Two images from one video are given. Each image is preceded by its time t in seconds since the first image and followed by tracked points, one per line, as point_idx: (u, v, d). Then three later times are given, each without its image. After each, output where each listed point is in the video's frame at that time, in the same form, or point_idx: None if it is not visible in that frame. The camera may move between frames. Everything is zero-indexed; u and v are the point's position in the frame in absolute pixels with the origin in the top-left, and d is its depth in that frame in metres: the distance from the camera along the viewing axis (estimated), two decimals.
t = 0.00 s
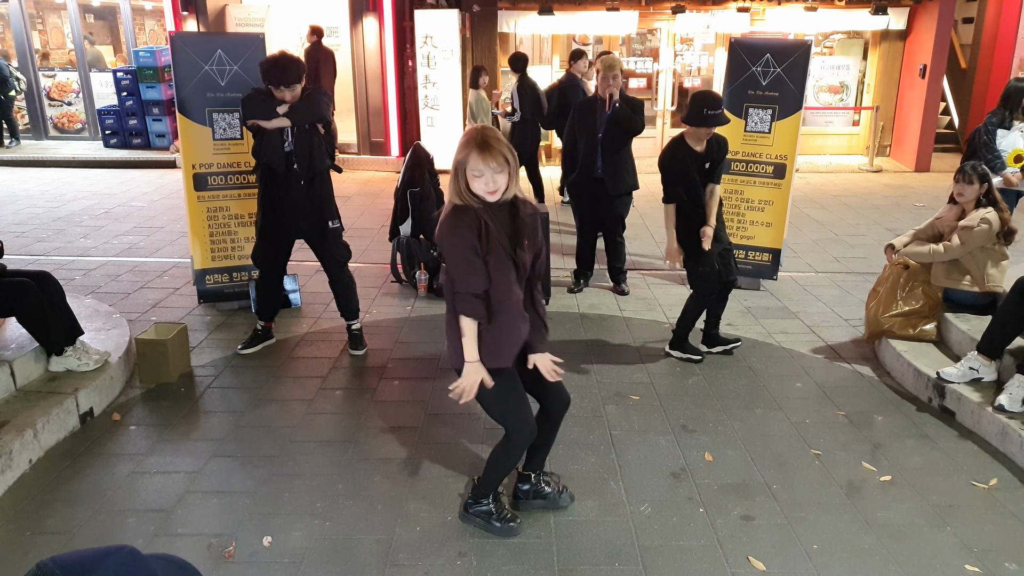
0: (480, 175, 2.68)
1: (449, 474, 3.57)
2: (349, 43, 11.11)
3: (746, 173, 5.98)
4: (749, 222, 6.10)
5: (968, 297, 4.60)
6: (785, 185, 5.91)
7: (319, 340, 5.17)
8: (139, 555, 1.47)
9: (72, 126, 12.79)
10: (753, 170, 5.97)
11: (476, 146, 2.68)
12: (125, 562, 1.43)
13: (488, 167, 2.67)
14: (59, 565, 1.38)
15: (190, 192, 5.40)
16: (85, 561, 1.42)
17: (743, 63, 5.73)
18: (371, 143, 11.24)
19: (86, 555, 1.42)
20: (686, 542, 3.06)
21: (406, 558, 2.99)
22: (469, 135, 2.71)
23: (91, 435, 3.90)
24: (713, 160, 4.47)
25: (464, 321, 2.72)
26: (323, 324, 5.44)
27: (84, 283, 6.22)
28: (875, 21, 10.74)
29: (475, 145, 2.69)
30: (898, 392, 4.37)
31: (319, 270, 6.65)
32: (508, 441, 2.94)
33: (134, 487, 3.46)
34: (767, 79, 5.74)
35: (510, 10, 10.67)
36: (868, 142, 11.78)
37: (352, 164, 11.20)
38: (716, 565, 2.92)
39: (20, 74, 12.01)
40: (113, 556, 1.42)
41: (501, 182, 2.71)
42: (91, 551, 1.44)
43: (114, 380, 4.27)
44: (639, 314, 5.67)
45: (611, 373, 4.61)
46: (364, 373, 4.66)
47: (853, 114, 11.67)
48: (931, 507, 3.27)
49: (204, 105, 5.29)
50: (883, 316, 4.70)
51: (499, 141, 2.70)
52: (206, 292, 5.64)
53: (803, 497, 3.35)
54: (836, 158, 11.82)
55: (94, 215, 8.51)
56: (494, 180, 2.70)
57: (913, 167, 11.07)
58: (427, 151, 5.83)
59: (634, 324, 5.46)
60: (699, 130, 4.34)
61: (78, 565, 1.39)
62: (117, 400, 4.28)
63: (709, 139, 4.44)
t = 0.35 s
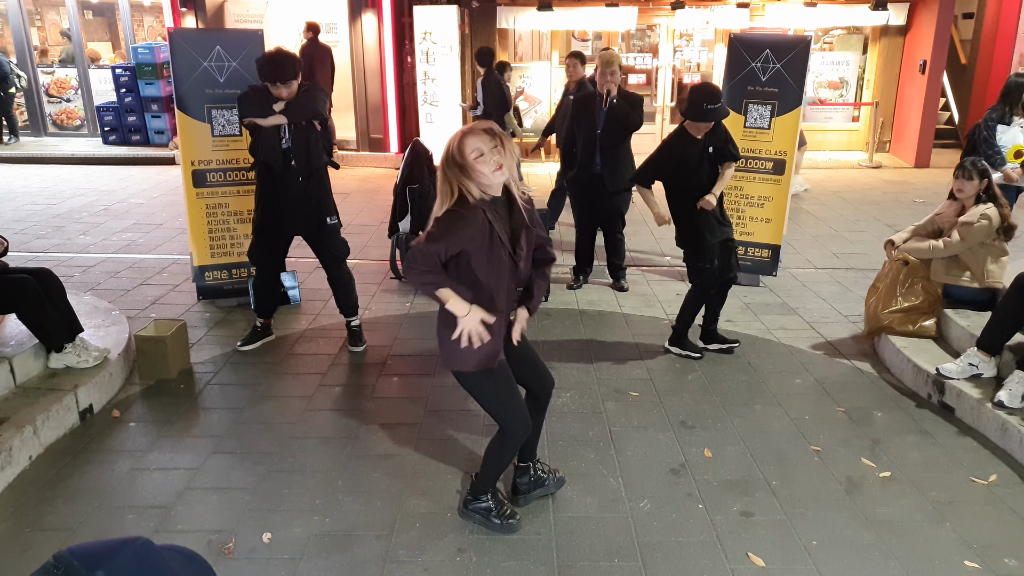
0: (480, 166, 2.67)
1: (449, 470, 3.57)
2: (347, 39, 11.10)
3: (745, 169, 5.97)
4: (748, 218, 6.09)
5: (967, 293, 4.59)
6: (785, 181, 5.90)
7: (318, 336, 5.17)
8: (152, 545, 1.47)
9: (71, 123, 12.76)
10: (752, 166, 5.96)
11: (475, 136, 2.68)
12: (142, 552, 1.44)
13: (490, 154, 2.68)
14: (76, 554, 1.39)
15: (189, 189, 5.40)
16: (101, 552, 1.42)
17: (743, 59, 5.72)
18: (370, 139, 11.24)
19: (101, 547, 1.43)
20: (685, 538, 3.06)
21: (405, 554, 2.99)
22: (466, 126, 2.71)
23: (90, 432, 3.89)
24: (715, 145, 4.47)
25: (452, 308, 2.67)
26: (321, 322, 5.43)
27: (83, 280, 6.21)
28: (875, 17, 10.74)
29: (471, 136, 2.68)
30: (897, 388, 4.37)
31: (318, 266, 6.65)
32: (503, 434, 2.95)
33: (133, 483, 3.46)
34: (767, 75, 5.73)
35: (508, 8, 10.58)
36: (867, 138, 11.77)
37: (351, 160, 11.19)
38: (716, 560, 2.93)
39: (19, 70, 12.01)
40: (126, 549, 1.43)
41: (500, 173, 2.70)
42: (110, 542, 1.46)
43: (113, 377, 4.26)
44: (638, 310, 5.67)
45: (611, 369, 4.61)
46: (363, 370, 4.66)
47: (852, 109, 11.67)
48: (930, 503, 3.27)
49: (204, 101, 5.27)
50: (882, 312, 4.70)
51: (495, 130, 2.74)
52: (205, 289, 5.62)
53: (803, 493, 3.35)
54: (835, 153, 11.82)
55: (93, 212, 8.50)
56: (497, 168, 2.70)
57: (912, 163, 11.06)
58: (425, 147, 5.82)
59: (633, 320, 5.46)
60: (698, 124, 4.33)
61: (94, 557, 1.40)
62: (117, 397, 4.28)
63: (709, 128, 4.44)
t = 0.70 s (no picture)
0: (462, 161, 2.78)
1: (448, 470, 3.56)
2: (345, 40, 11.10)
3: (743, 167, 5.98)
4: (746, 216, 6.08)
5: (965, 291, 4.59)
6: (783, 179, 5.91)
7: (317, 336, 5.16)
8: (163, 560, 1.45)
9: (69, 123, 12.74)
10: (750, 164, 5.96)
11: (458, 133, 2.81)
12: (153, 569, 1.42)
13: (474, 151, 2.78)
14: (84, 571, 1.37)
15: (187, 188, 5.38)
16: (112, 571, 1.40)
17: (740, 58, 5.73)
18: (368, 139, 11.24)
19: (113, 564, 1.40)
20: (685, 536, 3.06)
21: (405, 554, 2.98)
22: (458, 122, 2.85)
23: (89, 433, 3.89)
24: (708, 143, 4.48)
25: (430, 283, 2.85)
26: (319, 321, 5.42)
27: (81, 280, 6.20)
28: (871, 16, 10.75)
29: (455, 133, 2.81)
30: (896, 386, 4.37)
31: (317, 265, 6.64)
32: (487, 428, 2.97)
33: (132, 484, 3.45)
34: (764, 73, 5.73)
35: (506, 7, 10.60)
36: (865, 136, 11.78)
37: (349, 160, 11.17)
38: (715, 559, 2.93)
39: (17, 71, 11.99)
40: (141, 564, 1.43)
41: (483, 171, 2.80)
42: (118, 560, 1.44)
43: (111, 378, 4.26)
44: (637, 309, 5.68)
45: (610, 368, 4.61)
46: (362, 369, 4.66)
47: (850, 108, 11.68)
48: (929, 500, 3.28)
49: (202, 101, 5.26)
50: (880, 309, 4.69)
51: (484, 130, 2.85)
52: (204, 289, 5.61)
53: (802, 491, 3.35)
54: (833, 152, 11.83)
55: (91, 212, 8.49)
56: (481, 165, 2.79)
57: (910, 161, 11.07)
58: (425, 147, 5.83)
59: (632, 319, 5.46)
60: (692, 121, 4.38)
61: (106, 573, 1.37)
62: (116, 397, 4.27)
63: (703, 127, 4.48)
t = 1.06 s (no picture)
0: (483, 158, 2.84)
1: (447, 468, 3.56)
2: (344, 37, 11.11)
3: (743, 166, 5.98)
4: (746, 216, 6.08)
5: (964, 290, 4.59)
6: (782, 178, 5.91)
7: (317, 334, 5.16)
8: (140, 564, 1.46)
9: (68, 120, 12.73)
10: (750, 163, 5.96)
11: (485, 128, 2.86)
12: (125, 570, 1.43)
13: (495, 149, 2.83)
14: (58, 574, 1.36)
15: (186, 186, 5.37)
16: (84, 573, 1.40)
17: (740, 57, 5.72)
18: (367, 137, 11.22)
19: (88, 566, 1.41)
20: (683, 535, 3.06)
21: (403, 552, 2.98)
22: (484, 117, 2.89)
23: (87, 431, 3.89)
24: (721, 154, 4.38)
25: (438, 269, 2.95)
26: (318, 319, 5.42)
27: (80, 278, 6.19)
28: (872, 15, 10.74)
29: (482, 126, 2.87)
30: (895, 386, 4.38)
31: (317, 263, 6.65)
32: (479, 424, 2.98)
33: (131, 482, 3.45)
34: (764, 73, 5.73)
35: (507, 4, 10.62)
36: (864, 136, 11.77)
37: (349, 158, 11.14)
38: (713, 558, 2.93)
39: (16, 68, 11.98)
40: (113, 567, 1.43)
41: (504, 170, 2.85)
42: (92, 561, 1.44)
43: (110, 376, 4.25)
44: (636, 308, 5.68)
45: (609, 367, 4.61)
46: (362, 367, 4.66)
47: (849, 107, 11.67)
48: (928, 500, 3.28)
49: (200, 98, 5.25)
50: (880, 309, 4.69)
51: (509, 126, 2.89)
52: (202, 287, 5.60)
53: (801, 491, 3.35)
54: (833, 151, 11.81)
55: (89, 210, 8.48)
56: (501, 163, 2.84)
57: (909, 160, 11.08)
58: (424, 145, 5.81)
59: (631, 317, 5.47)
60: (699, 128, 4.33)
61: None
62: (114, 395, 4.27)
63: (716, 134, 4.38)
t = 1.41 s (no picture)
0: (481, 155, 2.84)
1: (447, 467, 3.57)
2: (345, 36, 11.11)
3: (743, 165, 5.97)
4: (746, 215, 6.07)
5: (965, 290, 4.59)
6: (783, 178, 5.91)
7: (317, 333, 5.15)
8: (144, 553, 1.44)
9: (68, 118, 12.73)
10: (750, 162, 5.96)
11: (481, 124, 2.84)
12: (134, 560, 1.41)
13: (492, 146, 2.83)
14: (63, 561, 1.34)
15: (186, 184, 5.36)
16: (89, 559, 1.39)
17: (740, 56, 5.71)
18: (368, 136, 11.20)
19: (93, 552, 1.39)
20: (683, 535, 3.06)
21: (402, 551, 2.98)
22: (478, 110, 2.87)
23: (88, 428, 3.89)
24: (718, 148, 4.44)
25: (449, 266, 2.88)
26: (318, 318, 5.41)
27: (80, 276, 6.19)
28: (873, 14, 10.71)
29: (479, 121, 2.85)
30: (896, 386, 4.37)
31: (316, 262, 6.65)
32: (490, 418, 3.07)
33: (131, 480, 3.45)
34: (765, 72, 5.72)
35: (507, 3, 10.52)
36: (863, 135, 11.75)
37: (349, 156, 11.14)
38: (713, 558, 2.93)
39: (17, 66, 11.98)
40: (118, 555, 1.39)
41: (500, 168, 2.86)
42: (96, 549, 1.41)
43: (110, 373, 4.26)
44: (636, 307, 5.68)
45: (609, 366, 4.61)
46: (362, 366, 4.66)
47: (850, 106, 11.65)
48: (928, 500, 3.28)
49: (200, 97, 5.25)
50: (880, 309, 4.68)
51: (506, 122, 2.88)
52: (202, 285, 5.60)
53: (801, 491, 3.35)
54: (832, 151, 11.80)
55: (90, 208, 8.49)
56: (497, 161, 2.86)
57: (910, 160, 11.07)
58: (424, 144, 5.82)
59: (631, 316, 5.47)
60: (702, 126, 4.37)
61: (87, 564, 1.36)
62: (114, 393, 4.27)
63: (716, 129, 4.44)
